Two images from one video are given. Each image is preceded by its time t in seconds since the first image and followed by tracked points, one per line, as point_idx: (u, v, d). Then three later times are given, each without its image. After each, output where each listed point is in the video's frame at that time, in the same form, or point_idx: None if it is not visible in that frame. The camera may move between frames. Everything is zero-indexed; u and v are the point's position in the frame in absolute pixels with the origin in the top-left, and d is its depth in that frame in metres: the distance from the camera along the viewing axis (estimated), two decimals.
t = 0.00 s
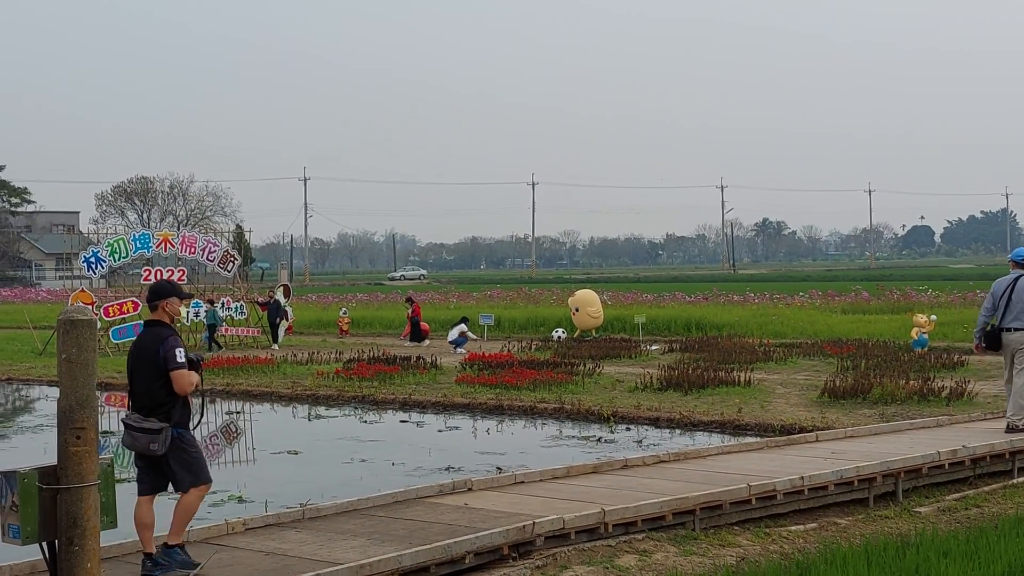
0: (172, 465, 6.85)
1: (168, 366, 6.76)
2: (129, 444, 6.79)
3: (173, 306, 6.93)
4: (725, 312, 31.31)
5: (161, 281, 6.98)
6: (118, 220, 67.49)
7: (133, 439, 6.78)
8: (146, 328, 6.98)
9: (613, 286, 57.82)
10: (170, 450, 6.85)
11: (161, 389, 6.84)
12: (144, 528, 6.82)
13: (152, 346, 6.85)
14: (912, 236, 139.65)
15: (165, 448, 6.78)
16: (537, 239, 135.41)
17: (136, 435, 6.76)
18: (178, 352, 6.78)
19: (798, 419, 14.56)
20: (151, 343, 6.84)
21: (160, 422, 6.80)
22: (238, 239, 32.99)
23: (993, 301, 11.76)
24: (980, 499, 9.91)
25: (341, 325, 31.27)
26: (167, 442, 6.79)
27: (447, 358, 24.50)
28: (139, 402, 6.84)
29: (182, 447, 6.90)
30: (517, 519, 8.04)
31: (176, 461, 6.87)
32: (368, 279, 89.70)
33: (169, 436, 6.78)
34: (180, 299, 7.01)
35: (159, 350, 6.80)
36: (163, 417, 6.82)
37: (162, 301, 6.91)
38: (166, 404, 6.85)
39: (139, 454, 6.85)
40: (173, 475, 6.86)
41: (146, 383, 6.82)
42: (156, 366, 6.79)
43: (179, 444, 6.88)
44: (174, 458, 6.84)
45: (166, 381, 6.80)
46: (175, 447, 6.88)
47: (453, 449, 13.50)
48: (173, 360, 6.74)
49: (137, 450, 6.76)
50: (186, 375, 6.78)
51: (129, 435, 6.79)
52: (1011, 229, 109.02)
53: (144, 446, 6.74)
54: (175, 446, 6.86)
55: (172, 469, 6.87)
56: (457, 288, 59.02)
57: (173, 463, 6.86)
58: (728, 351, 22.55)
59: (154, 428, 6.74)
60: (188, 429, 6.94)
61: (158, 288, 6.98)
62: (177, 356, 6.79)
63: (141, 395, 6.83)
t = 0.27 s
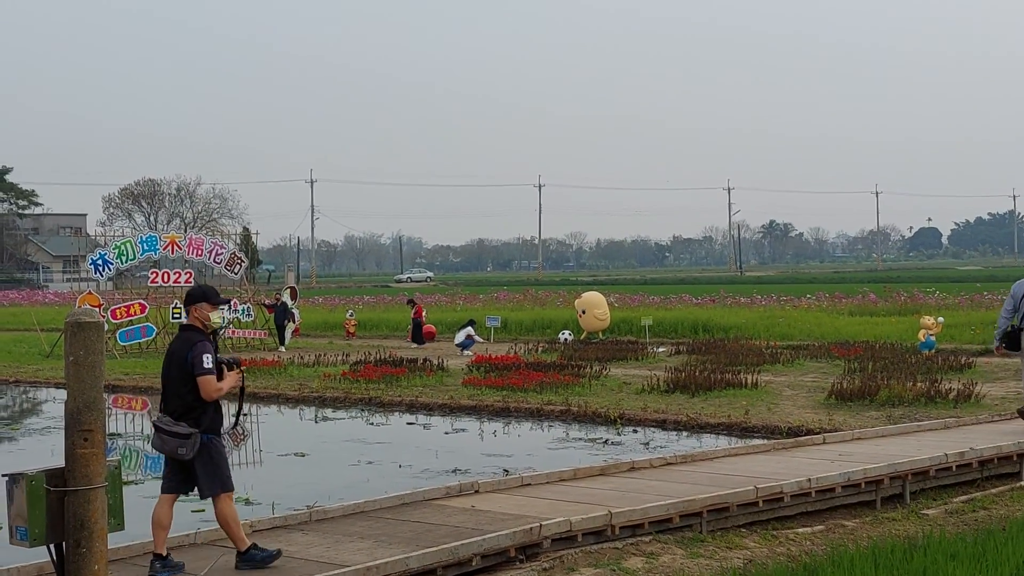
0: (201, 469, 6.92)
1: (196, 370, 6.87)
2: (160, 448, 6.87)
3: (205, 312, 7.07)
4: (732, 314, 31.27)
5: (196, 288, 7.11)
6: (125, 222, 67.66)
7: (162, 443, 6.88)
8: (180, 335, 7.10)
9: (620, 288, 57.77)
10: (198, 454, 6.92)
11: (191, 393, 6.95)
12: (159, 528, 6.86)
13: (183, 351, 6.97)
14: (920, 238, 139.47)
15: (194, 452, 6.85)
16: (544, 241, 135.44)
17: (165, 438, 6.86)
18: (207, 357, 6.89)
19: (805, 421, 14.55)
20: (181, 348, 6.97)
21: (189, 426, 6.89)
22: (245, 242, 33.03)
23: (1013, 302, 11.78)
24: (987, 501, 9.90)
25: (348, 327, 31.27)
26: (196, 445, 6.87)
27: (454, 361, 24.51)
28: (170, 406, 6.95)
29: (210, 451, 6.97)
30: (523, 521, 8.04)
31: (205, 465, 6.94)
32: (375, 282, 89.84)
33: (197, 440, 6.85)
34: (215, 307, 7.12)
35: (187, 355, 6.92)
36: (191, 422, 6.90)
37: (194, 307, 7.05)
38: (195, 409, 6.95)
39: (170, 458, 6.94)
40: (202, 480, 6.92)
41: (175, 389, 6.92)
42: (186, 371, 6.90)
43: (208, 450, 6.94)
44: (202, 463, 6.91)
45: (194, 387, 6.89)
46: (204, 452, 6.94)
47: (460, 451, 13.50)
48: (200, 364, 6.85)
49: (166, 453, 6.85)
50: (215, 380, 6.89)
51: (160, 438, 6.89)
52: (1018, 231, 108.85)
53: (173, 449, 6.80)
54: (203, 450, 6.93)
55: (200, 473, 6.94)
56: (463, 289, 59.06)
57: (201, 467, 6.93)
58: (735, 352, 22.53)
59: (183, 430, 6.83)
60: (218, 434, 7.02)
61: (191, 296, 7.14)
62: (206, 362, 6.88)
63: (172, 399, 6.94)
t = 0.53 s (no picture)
0: (241, 468, 6.93)
1: (237, 368, 6.91)
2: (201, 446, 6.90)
3: (248, 311, 7.12)
4: (744, 317, 31.24)
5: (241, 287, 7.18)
6: (138, 224, 67.82)
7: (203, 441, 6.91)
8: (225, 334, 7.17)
9: (631, 290, 57.73)
10: (239, 453, 6.94)
11: (233, 392, 6.99)
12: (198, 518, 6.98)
13: (226, 350, 7.03)
14: (932, 241, 139.20)
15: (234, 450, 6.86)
16: (555, 244, 135.44)
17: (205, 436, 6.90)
18: (247, 356, 6.93)
19: (817, 424, 14.53)
20: (224, 347, 7.03)
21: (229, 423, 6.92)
22: (257, 244, 33.08)
23: None
24: (1000, 505, 9.87)
25: (359, 329, 31.29)
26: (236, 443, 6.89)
27: (465, 363, 24.51)
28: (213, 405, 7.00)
29: (251, 450, 6.99)
30: (535, 524, 8.04)
31: (245, 463, 6.95)
32: (386, 284, 90.11)
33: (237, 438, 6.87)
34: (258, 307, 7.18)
35: (229, 354, 6.97)
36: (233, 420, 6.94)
37: (237, 306, 7.11)
38: (237, 408, 6.98)
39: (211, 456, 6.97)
40: (242, 478, 6.94)
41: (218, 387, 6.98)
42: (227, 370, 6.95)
43: (249, 449, 6.96)
44: (242, 461, 6.93)
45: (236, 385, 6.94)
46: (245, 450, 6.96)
47: (471, 453, 13.51)
48: (240, 363, 6.89)
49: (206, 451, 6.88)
50: (256, 378, 6.92)
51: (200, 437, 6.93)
52: None
53: (212, 446, 6.83)
54: (243, 449, 6.94)
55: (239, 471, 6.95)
56: (474, 292, 59.06)
57: (241, 466, 6.94)
58: (748, 355, 22.50)
59: (222, 428, 6.86)
60: (259, 434, 7.04)
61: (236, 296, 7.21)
62: (247, 361, 6.93)
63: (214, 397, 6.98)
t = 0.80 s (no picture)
0: (270, 467, 6.94)
1: (271, 367, 6.92)
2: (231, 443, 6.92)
3: (286, 310, 7.13)
4: (758, 319, 31.20)
5: (281, 285, 7.20)
6: (152, 226, 67.99)
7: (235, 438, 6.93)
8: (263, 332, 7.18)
9: (645, 291, 57.73)
10: (269, 453, 6.95)
11: (267, 390, 7.00)
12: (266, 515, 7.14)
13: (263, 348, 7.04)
14: (947, 242, 138.84)
15: (264, 449, 6.88)
16: (568, 246, 135.41)
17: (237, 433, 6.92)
18: (282, 355, 6.93)
19: (831, 426, 14.49)
20: (262, 345, 7.05)
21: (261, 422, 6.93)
22: (270, 246, 33.12)
23: None
24: (1015, 507, 9.83)
25: (373, 331, 31.31)
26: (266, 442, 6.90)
27: (478, 365, 24.53)
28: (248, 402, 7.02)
29: (282, 450, 6.99)
30: (548, 526, 8.03)
31: (275, 462, 6.95)
32: (400, 286, 90.12)
33: (269, 438, 6.89)
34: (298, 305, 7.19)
35: (265, 351, 6.98)
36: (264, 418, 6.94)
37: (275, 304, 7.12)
38: (270, 406, 6.99)
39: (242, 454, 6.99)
40: (271, 478, 6.94)
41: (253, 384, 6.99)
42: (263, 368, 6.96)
43: (279, 448, 6.96)
44: (271, 461, 6.93)
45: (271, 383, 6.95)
46: (275, 449, 6.96)
47: (484, 455, 13.51)
48: (275, 362, 6.90)
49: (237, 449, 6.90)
50: (290, 378, 6.91)
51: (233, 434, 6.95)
52: None
53: (243, 444, 6.86)
54: (274, 448, 6.95)
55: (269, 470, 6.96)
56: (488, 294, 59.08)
57: (271, 465, 6.94)
58: (762, 357, 22.48)
59: (254, 426, 6.87)
60: (291, 434, 7.04)
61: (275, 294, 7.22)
62: (281, 360, 6.93)
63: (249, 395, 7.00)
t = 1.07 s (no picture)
0: (300, 468, 6.96)
1: (303, 368, 6.94)
2: (263, 442, 6.97)
3: (319, 312, 7.16)
4: (774, 321, 31.14)
5: (317, 287, 7.22)
6: (168, 228, 68.21)
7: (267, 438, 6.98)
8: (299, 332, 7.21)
9: (660, 294, 57.64)
10: (299, 453, 6.98)
11: (299, 391, 7.03)
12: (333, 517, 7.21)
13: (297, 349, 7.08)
14: (964, 244, 138.42)
15: (294, 449, 6.91)
16: (584, 248, 135.30)
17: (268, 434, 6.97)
18: (314, 356, 6.95)
19: (848, 428, 14.46)
20: (296, 346, 7.08)
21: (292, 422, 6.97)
22: (286, 248, 33.17)
23: None
24: None
25: (388, 333, 31.34)
26: (297, 442, 6.94)
27: (494, 366, 24.54)
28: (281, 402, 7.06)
29: (312, 451, 7.01)
30: (564, 528, 8.03)
31: (304, 463, 6.98)
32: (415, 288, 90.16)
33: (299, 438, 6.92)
34: (333, 308, 7.21)
35: (299, 352, 7.01)
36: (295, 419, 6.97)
37: (309, 306, 7.15)
38: (302, 407, 7.01)
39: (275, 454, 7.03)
40: (301, 478, 6.97)
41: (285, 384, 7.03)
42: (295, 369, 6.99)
43: (310, 449, 6.99)
44: (301, 461, 6.96)
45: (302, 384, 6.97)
46: (305, 450, 6.98)
47: (500, 457, 13.51)
48: (306, 362, 6.92)
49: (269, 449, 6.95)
50: (321, 379, 6.93)
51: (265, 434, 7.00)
52: None
53: (273, 444, 6.91)
54: (305, 449, 6.98)
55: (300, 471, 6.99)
56: (503, 296, 59.10)
57: (301, 466, 6.98)
58: (778, 359, 22.44)
59: (285, 427, 6.91)
60: (322, 435, 7.06)
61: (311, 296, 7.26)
62: (313, 361, 6.96)
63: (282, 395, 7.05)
